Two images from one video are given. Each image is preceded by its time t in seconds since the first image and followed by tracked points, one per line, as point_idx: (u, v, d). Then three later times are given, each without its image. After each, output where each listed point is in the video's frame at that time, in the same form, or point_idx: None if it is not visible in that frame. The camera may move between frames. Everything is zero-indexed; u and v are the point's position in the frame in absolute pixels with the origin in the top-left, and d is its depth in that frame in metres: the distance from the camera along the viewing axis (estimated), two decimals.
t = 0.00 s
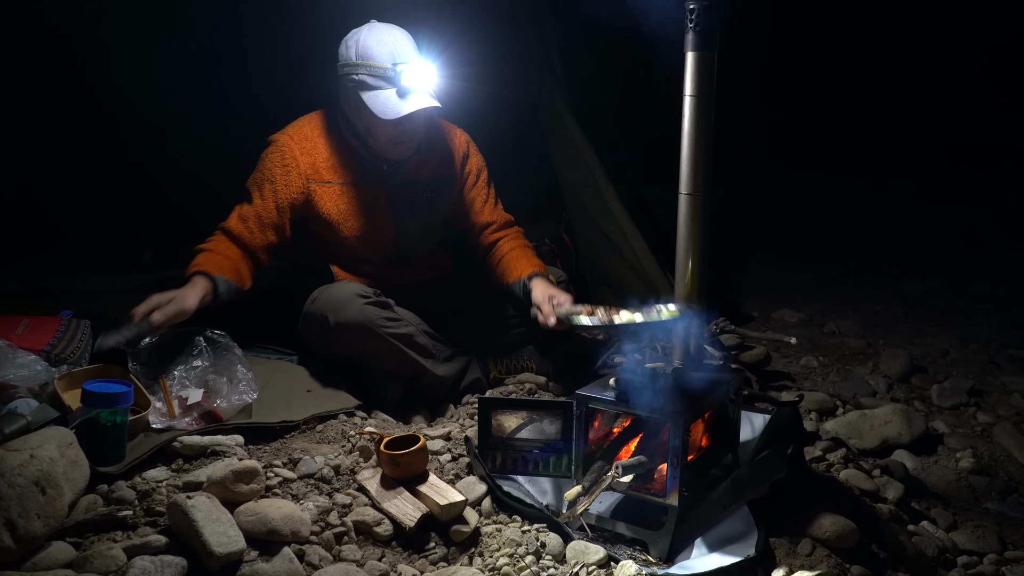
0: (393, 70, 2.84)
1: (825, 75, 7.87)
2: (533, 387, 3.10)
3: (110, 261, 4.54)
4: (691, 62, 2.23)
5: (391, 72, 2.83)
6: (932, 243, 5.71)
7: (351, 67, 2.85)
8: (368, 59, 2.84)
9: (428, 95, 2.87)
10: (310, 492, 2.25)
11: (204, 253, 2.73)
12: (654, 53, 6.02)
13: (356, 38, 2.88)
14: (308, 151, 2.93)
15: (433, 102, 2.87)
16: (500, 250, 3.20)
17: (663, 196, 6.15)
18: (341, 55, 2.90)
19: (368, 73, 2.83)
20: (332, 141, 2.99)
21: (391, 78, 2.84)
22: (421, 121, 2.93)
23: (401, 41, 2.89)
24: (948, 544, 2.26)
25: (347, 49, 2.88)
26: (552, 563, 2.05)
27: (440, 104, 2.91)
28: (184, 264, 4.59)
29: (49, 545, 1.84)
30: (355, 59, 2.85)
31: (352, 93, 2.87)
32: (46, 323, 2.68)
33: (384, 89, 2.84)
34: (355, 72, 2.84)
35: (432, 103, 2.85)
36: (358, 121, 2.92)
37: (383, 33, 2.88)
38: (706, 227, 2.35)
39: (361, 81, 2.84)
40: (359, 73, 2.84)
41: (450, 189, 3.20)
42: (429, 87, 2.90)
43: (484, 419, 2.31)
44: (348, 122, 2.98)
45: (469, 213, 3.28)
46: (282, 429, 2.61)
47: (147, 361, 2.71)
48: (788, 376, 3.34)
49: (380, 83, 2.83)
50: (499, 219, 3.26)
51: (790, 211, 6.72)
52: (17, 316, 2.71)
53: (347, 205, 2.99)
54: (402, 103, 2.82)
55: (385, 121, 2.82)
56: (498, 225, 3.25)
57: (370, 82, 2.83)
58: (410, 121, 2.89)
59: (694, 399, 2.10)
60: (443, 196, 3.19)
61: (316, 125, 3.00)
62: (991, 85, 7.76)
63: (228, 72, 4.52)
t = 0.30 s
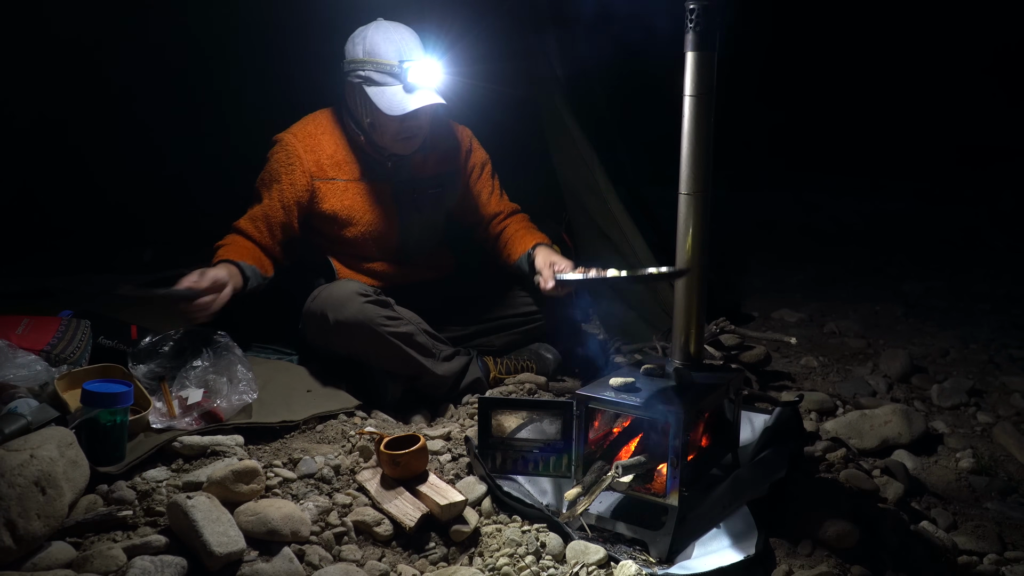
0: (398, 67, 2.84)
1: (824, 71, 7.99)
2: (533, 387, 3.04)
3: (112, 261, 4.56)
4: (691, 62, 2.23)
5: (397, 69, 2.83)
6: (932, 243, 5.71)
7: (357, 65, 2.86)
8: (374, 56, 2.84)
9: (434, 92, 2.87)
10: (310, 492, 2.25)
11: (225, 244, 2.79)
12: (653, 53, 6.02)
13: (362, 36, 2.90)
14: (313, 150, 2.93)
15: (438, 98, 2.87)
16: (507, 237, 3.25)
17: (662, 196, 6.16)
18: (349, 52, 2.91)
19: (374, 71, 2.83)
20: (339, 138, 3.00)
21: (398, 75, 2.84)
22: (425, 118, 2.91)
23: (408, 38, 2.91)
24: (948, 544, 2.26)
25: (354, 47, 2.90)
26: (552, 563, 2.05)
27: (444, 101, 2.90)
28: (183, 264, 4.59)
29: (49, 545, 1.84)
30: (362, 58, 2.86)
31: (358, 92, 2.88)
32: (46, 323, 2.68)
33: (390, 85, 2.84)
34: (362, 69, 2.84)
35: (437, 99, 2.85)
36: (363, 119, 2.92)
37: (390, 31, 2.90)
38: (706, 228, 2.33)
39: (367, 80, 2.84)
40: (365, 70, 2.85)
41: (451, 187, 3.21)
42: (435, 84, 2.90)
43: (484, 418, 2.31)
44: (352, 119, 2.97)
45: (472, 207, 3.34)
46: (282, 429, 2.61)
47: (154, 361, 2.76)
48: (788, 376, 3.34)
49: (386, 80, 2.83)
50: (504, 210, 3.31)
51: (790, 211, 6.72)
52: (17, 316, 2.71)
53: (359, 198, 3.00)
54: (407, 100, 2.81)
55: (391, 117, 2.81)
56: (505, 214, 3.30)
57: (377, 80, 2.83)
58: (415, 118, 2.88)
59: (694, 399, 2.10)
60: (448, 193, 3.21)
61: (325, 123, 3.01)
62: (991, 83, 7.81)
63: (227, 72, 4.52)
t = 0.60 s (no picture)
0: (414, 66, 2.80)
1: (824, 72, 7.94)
2: (533, 387, 3.03)
3: (112, 261, 4.57)
4: (691, 62, 2.22)
5: (413, 68, 2.79)
6: (932, 243, 5.71)
7: (370, 64, 2.81)
8: (389, 54, 2.80)
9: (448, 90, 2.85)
10: (310, 492, 2.25)
11: (253, 237, 2.69)
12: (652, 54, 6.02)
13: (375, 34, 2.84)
14: (330, 145, 2.89)
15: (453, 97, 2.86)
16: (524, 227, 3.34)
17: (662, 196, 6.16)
18: (362, 51, 2.85)
19: (388, 70, 2.79)
20: (357, 134, 2.96)
21: (413, 74, 2.79)
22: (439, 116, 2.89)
23: (422, 38, 2.86)
24: (949, 544, 2.26)
25: (368, 46, 2.83)
26: (552, 563, 2.05)
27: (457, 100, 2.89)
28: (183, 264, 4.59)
29: (49, 545, 1.84)
30: (376, 56, 2.80)
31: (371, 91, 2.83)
32: (46, 323, 2.68)
33: (405, 84, 2.80)
34: (375, 68, 2.79)
35: (451, 99, 2.82)
36: (376, 116, 2.88)
37: (403, 29, 2.85)
38: (706, 228, 2.33)
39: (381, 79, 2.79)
40: (379, 69, 2.79)
41: (460, 188, 3.22)
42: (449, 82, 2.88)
43: (484, 419, 2.31)
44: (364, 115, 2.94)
45: (477, 208, 3.34)
46: (282, 429, 2.61)
47: (154, 361, 2.76)
48: (788, 376, 3.34)
49: (401, 79, 2.79)
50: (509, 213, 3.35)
51: (790, 211, 6.73)
52: (17, 316, 2.71)
53: (377, 194, 2.98)
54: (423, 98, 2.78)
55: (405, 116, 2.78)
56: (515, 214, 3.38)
57: (391, 79, 2.79)
58: (429, 118, 2.85)
59: (694, 400, 2.10)
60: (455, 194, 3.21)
61: (342, 117, 2.98)
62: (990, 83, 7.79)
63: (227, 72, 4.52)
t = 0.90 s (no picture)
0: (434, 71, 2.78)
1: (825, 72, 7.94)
2: (533, 386, 3.03)
3: (113, 261, 4.58)
4: (691, 62, 2.22)
5: (433, 73, 2.78)
6: (932, 243, 5.71)
7: (392, 69, 2.81)
8: (411, 58, 2.78)
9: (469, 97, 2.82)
10: (310, 492, 2.25)
11: (373, 246, 2.72)
12: (650, 53, 6.00)
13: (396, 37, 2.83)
14: (354, 138, 2.87)
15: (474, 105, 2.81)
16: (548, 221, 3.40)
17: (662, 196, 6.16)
18: (382, 56, 2.85)
19: (408, 75, 2.78)
20: (375, 132, 2.94)
21: (433, 79, 2.78)
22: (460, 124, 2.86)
23: (443, 42, 2.83)
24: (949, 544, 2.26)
25: (388, 50, 2.83)
26: (552, 563, 2.05)
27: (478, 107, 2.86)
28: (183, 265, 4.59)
29: (49, 545, 1.84)
30: (398, 60, 2.80)
31: (392, 95, 2.82)
32: (46, 323, 2.68)
33: (426, 90, 2.78)
34: (395, 73, 2.79)
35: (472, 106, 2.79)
36: (396, 120, 2.85)
37: (426, 33, 2.83)
38: (705, 228, 2.33)
39: (402, 84, 2.79)
40: (400, 73, 2.79)
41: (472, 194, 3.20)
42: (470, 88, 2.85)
43: (484, 418, 2.30)
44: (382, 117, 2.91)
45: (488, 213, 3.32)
46: (282, 429, 2.61)
47: (153, 360, 2.75)
48: (788, 376, 3.34)
49: (422, 84, 2.77)
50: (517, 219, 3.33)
51: (790, 212, 6.72)
52: (17, 316, 2.70)
53: (399, 196, 2.96)
54: (443, 105, 2.75)
55: (424, 122, 2.75)
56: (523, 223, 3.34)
57: (412, 84, 2.78)
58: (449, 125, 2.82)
59: (693, 400, 2.08)
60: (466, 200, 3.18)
61: (362, 115, 2.96)
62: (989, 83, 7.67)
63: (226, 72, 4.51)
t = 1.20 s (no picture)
0: (451, 79, 2.80)
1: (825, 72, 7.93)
2: (533, 387, 3.02)
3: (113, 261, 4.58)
4: (691, 62, 2.22)
5: (451, 81, 2.80)
6: (932, 243, 5.71)
7: (409, 75, 2.83)
8: (429, 65, 2.80)
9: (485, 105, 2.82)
10: (310, 492, 2.25)
11: (416, 260, 2.69)
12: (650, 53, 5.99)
13: (413, 45, 2.86)
14: (371, 139, 2.87)
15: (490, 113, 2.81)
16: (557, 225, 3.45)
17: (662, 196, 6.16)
18: (399, 61, 2.88)
19: (426, 81, 2.80)
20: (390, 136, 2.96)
21: (451, 87, 2.80)
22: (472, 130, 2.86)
23: (461, 51, 2.86)
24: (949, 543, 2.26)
25: (405, 56, 2.86)
26: (552, 563, 2.05)
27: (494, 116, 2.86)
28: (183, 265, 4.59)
29: (49, 545, 1.84)
30: (415, 67, 2.82)
31: (409, 102, 2.84)
32: (46, 323, 2.68)
33: (444, 97, 2.80)
34: (412, 79, 2.81)
35: (488, 114, 2.79)
36: (411, 127, 2.88)
37: (444, 40, 2.86)
38: (705, 228, 2.33)
39: (419, 91, 2.80)
40: (417, 80, 2.81)
41: (482, 198, 3.26)
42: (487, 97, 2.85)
43: (484, 418, 2.30)
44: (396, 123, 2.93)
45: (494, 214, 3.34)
46: (282, 429, 2.61)
47: (153, 360, 2.75)
48: (788, 376, 3.34)
49: (439, 91, 2.79)
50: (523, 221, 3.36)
51: (790, 211, 6.72)
52: (17, 316, 2.70)
53: (415, 201, 2.99)
54: (459, 113, 2.76)
55: (440, 129, 2.76)
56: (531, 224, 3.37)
57: (429, 91, 2.79)
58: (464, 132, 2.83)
59: (694, 399, 2.08)
60: (478, 203, 3.24)
61: (376, 118, 2.97)
62: (988, 83, 7.54)
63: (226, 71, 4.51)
